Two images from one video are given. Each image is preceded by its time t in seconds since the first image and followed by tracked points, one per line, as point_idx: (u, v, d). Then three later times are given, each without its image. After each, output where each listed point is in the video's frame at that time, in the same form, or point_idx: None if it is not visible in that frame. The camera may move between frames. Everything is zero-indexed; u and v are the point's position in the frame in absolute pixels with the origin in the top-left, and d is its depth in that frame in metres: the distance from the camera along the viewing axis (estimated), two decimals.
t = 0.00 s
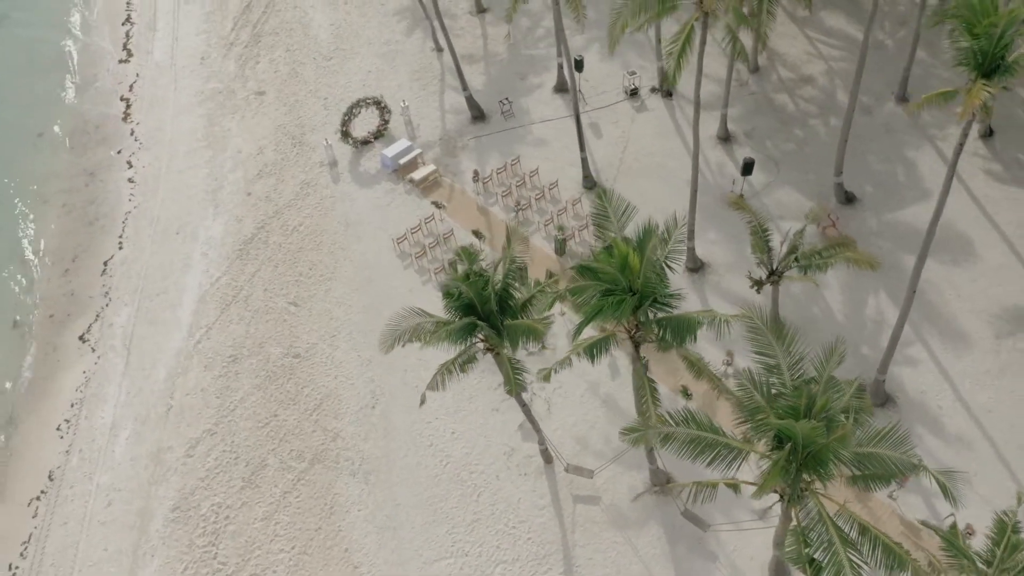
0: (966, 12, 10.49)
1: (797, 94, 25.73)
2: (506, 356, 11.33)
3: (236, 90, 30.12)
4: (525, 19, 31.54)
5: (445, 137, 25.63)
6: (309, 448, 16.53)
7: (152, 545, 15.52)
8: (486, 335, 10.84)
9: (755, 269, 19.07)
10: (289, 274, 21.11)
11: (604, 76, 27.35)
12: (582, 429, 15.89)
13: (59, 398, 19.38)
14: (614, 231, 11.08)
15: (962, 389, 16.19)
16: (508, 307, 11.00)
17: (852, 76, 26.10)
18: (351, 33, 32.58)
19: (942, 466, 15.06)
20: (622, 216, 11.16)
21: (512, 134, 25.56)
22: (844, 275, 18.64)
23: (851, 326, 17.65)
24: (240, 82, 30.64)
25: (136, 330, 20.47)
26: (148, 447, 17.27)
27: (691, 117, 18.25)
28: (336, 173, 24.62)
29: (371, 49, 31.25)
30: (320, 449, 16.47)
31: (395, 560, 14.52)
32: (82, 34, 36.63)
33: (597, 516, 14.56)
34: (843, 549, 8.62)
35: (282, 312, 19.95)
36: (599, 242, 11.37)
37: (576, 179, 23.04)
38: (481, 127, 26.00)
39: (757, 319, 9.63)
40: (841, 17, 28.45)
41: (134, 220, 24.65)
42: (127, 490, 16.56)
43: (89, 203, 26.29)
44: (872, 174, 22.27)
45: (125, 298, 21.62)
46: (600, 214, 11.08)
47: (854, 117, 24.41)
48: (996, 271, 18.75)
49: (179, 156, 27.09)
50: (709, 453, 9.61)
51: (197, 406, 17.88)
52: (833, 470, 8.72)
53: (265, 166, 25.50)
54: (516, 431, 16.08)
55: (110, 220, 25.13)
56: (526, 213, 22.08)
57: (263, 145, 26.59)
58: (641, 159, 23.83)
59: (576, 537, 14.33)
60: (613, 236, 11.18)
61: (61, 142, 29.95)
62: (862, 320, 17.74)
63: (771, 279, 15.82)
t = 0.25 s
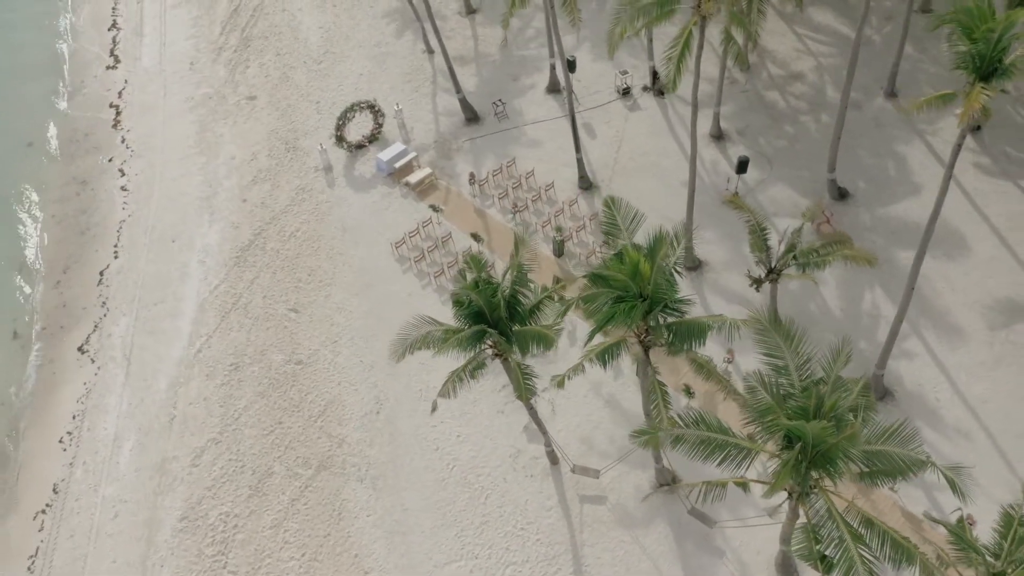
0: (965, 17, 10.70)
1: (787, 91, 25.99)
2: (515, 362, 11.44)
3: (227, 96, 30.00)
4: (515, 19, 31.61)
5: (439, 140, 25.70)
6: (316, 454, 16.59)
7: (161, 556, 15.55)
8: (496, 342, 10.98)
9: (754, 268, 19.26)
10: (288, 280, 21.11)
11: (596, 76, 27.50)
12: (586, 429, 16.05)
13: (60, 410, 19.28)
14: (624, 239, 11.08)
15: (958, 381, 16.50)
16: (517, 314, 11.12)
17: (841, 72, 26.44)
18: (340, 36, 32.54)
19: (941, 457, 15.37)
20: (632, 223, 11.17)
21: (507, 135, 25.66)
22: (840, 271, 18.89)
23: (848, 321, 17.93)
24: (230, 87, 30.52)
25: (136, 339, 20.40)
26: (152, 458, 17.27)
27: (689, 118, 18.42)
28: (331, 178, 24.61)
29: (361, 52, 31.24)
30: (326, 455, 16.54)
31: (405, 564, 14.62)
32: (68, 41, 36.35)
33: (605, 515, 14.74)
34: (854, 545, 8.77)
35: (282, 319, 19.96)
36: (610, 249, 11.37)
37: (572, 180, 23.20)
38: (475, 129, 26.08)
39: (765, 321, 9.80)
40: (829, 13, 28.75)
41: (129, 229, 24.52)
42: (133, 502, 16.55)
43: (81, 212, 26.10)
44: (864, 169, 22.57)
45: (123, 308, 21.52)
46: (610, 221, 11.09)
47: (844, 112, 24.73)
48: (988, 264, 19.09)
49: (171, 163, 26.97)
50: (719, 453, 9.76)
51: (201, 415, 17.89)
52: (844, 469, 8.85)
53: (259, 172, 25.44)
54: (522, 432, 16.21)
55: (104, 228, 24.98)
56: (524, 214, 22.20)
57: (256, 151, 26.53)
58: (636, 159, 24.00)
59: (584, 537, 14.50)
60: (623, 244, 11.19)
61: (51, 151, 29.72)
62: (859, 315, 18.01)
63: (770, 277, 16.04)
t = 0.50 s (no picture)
0: (961, 22, 10.94)
1: (777, 87, 26.26)
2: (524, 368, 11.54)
3: (217, 102, 29.89)
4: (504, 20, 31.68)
5: (433, 143, 25.77)
6: (321, 462, 16.66)
7: (169, 567, 15.59)
8: (505, 349, 11.05)
9: (752, 266, 19.46)
10: (287, 287, 21.12)
11: (587, 75, 27.64)
12: (589, 430, 16.22)
13: (60, 423, 19.20)
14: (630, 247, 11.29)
15: (953, 373, 16.83)
16: (525, 320, 11.23)
17: (829, 68, 26.75)
18: (330, 39, 32.50)
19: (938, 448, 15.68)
20: (638, 231, 11.38)
21: (500, 137, 25.76)
22: (834, 267, 19.20)
23: (844, 316, 18.22)
24: (220, 93, 30.41)
25: (135, 350, 20.35)
26: (157, 469, 17.28)
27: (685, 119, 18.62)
28: (326, 183, 24.61)
29: (351, 55, 31.21)
30: (332, 462, 16.61)
31: (415, 569, 14.74)
32: (54, 50, 36.08)
33: (611, 515, 14.93)
34: (863, 541, 8.93)
35: (282, 327, 19.97)
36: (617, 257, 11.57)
37: (568, 181, 23.35)
38: (468, 132, 26.15)
39: (772, 324, 10.00)
40: (816, 9, 29.05)
41: (124, 238, 24.39)
42: (140, 514, 16.57)
43: (74, 223, 25.93)
44: (855, 165, 22.88)
45: (121, 319, 21.44)
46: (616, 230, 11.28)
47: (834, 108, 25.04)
48: (979, 256, 19.44)
49: (164, 171, 26.85)
50: (728, 454, 9.89)
51: (204, 425, 17.90)
52: (852, 467, 8.98)
53: (253, 179, 25.40)
54: (526, 435, 16.36)
55: (98, 238, 24.83)
56: (520, 216, 22.32)
57: (249, 157, 26.47)
58: (629, 159, 24.16)
59: (592, 537, 14.68)
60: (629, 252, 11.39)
61: (41, 161, 29.51)
62: (855, 310, 18.27)
63: (768, 276, 16.29)
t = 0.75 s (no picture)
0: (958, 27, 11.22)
1: (766, 85, 26.54)
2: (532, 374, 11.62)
3: (207, 108, 29.77)
4: (493, 22, 31.76)
5: (427, 146, 25.82)
6: (327, 468, 16.74)
7: None
8: (513, 356, 11.15)
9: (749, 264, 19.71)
10: (285, 294, 21.13)
11: (578, 75, 27.79)
12: (593, 430, 16.39)
13: (61, 436, 19.11)
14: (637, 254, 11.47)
15: (948, 366, 17.21)
16: (532, 326, 11.35)
17: (816, 65, 27.06)
18: (318, 43, 32.44)
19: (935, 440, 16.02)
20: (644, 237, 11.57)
21: (493, 139, 25.86)
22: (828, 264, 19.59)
23: (839, 312, 18.59)
24: (210, 99, 30.28)
25: (134, 361, 20.29)
26: (162, 480, 17.29)
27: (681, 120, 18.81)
28: (320, 189, 24.59)
29: (340, 59, 31.18)
30: (338, 469, 16.69)
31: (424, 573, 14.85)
32: (39, 59, 35.78)
33: (618, 514, 15.11)
34: (873, 536, 9.11)
35: (282, 335, 19.98)
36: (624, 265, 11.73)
37: (562, 182, 23.50)
38: (461, 134, 26.22)
39: (777, 326, 10.20)
40: (802, 6, 29.37)
41: (118, 248, 24.24)
42: (147, 525, 16.58)
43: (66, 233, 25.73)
44: (845, 161, 23.22)
45: (119, 329, 21.35)
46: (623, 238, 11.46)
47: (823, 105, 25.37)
48: (969, 249, 19.82)
49: (156, 180, 26.72)
50: (736, 453, 10.10)
51: (208, 434, 17.91)
52: (859, 464, 9.17)
53: (247, 186, 25.33)
54: (531, 436, 16.50)
55: (91, 248, 24.67)
56: (516, 218, 22.43)
57: (242, 164, 26.40)
58: (623, 158, 24.33)
59: (599, 537, 14.86)
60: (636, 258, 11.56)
61: (30, 172, 29.26)
62: (850, 306, 18.66)
63: (766, 274, 16.56)
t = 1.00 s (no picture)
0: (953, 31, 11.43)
1: (755, 82, 26.81)
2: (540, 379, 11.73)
3: (197, 115, 29.65)
4: (481, 23, 31.83)
5: (420, 150, 25.87)
6: (332, 475, 16.82)
7: None
8: (521, 362, 11.20)
9: (746, 262, 19.97)
10: (283, 301, 21.14)
11: (568, 76, 27.94)
12: (595, 430, 16.57)
13: (62, 450, 19.04)
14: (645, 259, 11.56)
15: (942, 358, 17.57)
16: (539, 331, 11.42)
17: (804, 61, 27.37)
18: (307, 48, 32.39)
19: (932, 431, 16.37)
20: (652, 243, 11.66)
21: (486, 141, 25.96)
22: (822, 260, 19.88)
23: (834, 307, 18.87)
24: (200, 106, 30.16)
25: (134, 372, 20.24)
26: (167, 492, 17.30)
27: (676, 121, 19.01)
28: (314, 195, 24.58)
29: (330, 63, 31.14)
30: (343, 475, 16.78)
31: None
32: (24, 68, 35.47)
33: (623, 513, 15.30)
34: (880, 532, 9.29)
35: (282, 343, 20.00)
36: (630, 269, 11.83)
37: (557, 183, 23.65)
38: (453, 137, 26.29)
39: (782, 327, 10.39)
40: (788, 3, 29.67)
41: (112, 258, 24.10)
42: (154, 537, 16.60)
43: (58, 244, 25.55)
44: (835, 157, 23.56)
45: (117, 341, 21.28)
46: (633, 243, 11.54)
47: (811, 102, 25.68)
48: (959, 242, 20.22)
49: (148, 189, 26.59)
50: (743, 452, 10.28)
51: (211, 444, 17.93)
52: (866, 462, 9.36)
53: (240, 193, 25.28)
54: (535, 438, 16.65)
55: (85, 258, 24.49)
56: (512, 221, 22.54)
57: (235, 171, 26.33)
58: (616, 159, 24.50)
59: (606, 536, 15.05)
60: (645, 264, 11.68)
61: (19, 183, 29.02)
62: (844, 301, 18.95)
63: (762, 272, 16.79)
